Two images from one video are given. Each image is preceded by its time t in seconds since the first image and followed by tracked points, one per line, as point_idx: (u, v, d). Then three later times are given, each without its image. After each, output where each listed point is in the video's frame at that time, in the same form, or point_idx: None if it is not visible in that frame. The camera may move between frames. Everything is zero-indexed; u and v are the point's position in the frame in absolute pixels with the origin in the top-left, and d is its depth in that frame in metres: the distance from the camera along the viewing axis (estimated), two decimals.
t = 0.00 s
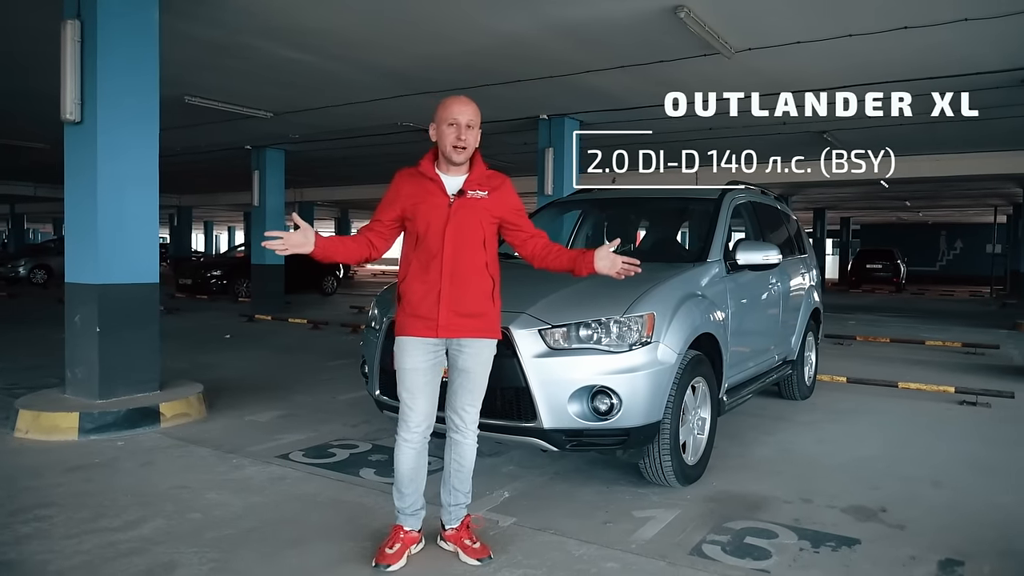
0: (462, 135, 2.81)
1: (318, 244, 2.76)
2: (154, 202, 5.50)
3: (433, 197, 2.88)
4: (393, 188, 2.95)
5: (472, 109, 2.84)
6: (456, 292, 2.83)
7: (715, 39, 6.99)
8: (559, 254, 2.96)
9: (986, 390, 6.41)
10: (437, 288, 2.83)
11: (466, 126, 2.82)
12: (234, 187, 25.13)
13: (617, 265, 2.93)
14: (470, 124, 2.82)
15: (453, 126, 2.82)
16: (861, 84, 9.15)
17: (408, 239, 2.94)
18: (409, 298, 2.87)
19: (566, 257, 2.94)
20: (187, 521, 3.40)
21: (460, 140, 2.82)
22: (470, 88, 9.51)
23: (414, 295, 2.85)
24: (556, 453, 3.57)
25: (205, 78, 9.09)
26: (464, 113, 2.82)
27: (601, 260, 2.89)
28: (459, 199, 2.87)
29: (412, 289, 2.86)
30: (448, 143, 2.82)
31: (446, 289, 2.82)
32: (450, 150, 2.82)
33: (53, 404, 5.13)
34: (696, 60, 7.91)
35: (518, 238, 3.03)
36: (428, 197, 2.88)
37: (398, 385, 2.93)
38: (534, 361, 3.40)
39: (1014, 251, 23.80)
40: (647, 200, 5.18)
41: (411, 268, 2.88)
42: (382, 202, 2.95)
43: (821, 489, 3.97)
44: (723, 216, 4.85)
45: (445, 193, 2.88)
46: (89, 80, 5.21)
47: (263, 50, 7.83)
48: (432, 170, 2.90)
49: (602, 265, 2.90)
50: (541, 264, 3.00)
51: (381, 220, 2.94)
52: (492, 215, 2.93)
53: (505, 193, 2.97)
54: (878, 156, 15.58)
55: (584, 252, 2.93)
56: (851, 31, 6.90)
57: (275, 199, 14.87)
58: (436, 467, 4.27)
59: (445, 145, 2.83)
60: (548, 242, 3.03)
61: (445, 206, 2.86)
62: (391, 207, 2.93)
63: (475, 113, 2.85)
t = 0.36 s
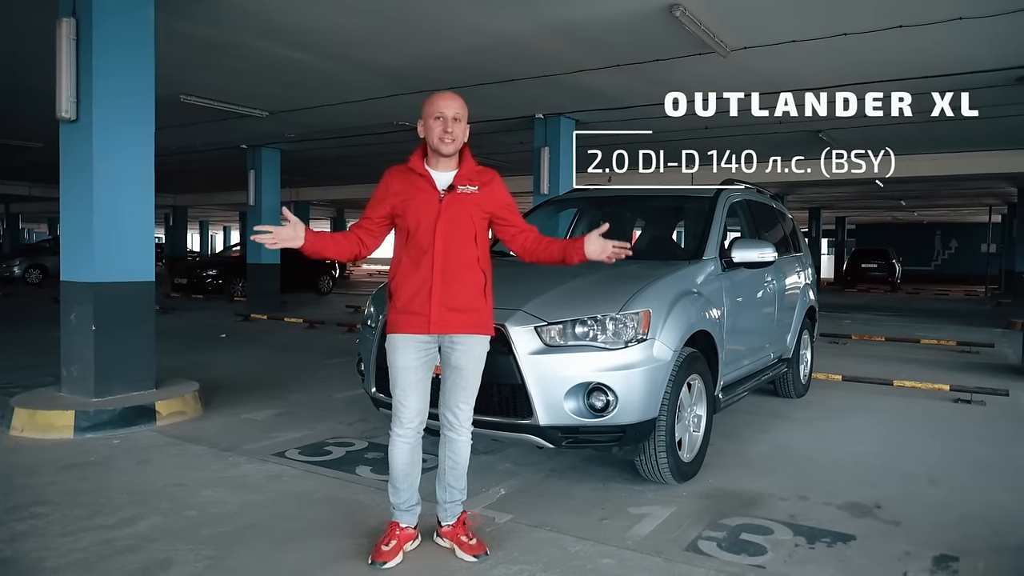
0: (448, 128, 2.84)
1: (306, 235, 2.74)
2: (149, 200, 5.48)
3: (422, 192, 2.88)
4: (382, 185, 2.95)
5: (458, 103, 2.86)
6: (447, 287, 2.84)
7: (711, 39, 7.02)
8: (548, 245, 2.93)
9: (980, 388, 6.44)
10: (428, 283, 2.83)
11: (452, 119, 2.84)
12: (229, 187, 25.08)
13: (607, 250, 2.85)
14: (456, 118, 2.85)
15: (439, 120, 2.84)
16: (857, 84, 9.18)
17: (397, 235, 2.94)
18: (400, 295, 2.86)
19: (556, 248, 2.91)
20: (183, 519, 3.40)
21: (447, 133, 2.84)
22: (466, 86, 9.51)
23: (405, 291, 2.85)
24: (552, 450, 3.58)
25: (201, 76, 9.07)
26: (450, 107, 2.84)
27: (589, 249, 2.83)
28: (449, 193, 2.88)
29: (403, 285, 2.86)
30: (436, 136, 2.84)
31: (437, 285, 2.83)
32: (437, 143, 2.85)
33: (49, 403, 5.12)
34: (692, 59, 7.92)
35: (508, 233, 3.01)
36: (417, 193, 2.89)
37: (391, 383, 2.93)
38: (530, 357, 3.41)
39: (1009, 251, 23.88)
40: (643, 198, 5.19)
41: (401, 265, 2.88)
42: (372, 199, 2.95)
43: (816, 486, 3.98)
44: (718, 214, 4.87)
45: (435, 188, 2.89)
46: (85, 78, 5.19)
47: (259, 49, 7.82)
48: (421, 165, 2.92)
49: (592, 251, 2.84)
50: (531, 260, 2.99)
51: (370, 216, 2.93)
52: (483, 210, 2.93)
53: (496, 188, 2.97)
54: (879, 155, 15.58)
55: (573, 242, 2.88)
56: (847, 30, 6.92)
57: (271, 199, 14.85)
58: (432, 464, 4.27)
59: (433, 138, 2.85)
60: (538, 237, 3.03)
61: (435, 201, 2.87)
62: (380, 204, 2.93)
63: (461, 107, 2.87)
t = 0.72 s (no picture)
0: (434, 128, 2.82)
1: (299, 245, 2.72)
2: (146, 199, 5.47)
3: (412, 191, 2.87)
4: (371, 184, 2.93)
5: (443, 102, 2.84)
6: (439, 288, 2.84)
7: (709, 39, 7.03)
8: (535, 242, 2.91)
9: (977, 387, 6.45)
10: (421, 284, 2.83)
11: (438, 119, 2.83)
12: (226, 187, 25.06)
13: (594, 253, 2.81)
14: (442, 117, 2.83)
15: (425, 120, 2.82)
16: (854, 84, 9.20)
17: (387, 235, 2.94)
18: (392, 296, 2.86)
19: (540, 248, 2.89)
20: (181, 518, 3.40)
21: (433, 133, 2.82)
22: (464, 86, 9.51)
23: (397, 292, 2.85)
24: (551, 449, 3.58)
25: (198, 76, 9.07)
26: (435, 107, 2.82)
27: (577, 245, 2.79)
28: (438, 192, 2.87)
29: (396, 286, 2.86)
30: (423, 137, 2.83)
31: (430, 285, 2.83)
32: (425, 145, 2.84)
33: (46, 403, 5.10)
34: (690, 59, 7.93)
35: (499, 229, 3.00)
36: (407, 192, 2.87)
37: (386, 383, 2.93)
38: (528, 357, 3.41)
39: (1006, 250, 23.92)
40: (639, 198, 5.20)
41: (393, 266, 2.87)
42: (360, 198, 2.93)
43: (814, 484, 3.99)
44: (716, 213, 4.87)
45: (423, 187, 2.88)
46: (83, 77, 5.19)
47: (256, 49, 7.81)
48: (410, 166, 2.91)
49: (577, 252, 2.80)
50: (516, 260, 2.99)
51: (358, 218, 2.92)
52: (473, 208, 2.93)
53: (485, 185, 2.97)
54: (877, 155, 15.59)
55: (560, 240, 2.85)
56: (844, 30, 6.94)
57: (268, 198, 14.85)
58: (429, 463, 4.28)
59: (420, 139, 2.83)
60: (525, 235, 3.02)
61: (425, 200, 2.86)
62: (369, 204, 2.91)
63: (447, 105, 2.85)
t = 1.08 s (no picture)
0: (418, 129, 2.83)
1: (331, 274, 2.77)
2: (146, 199, 5.47)
3: (400, 194, 2.88)
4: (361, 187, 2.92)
5: (427, 101, 2.86)
6: (431, 290, 2.85)
7: (707, 39, 7.04)
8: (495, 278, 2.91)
9: (976, 387, 6.47)
10: (413, 286, 2.83)
11: (422, 119, 2.84)
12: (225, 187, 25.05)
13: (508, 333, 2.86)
14: (426, 117, 2.84)
15: (409, 121, 2.84)
16: (854, 84, 9.21)
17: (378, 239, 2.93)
18: (384, 298, 2.86)
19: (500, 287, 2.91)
20: (182, 518, 3.40)
21: (418, 134, 2.84)
22: (463, 86, 9.51)
23: (390, 294, 2.85)
24: (552, 450, 3.59)
25: (198, 76, 9.07)
26: (418, 108, 2.84)
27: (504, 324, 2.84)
28: (427, 194, 2.88)
29: (387, 289, 2.86)
30: (407, 139, 2.84)
31: (422, 287, 2.83)
32: (411, 145, 2.85)
33: (46, 403, 5.10)
34: (690, 59, 7.94)
35: (479, 232, 2.95)
36: (397, 195, 2.87)
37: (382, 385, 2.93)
38: (528, 357, 3.41)
39: (1003, 250, 23.97)
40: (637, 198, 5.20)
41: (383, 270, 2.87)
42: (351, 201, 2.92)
43: (813, 484, 4.00)
44: (715, 213, 4.88)
45: (412, 189, 2.88)
46: (82, 77, 5.19)
47: (255, 48, 7.81)
48: (397, 169, 2.91)
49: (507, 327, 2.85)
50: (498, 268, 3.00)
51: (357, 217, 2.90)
52: (463, 208, 2.94)
53: (473, 186, 2.97)
54: (875, 156, 15.62)
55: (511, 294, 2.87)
56: (843, 31, 6.96)
57: (266, 198, 14.84)
58: (429, 464, 4.28)
59: (405, 141, 2.85)
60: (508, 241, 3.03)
61: (415, 202, 2.87)
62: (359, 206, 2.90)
63: (430, 105, 2.86)
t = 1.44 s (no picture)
0: (412, 129, 2.83)
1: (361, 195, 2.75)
2: (149, 199, 5.48)
3: (398, 195, 2.87)
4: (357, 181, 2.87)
5: (420, 102, 2.86)
6: (431, 291, 2.86)
7: (709, 39, 7.04)
8: (492, 289, 2.96)
9: (978, 388, 6.47)
10: (412, 287, 2.84)
11: (416, 119, 2.84)
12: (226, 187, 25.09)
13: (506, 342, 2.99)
14: (419, 117, 2.84)
15: (403, 122, 2.84)
16: (855, 85, 9.22)
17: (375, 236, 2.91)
18: (384, 300, 2.86)
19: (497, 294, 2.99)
20: (188, 518, 3.41)
21: (412, 134, 2.83)
22: (465, 87, 9.52)
23: (389, 295, 2.85)
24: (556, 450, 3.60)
25: (200, 76, 9.08)
26: (411, 107, 2.83)
27: (505, 333, 2.96)
28: (425, 195, 2.88)
29: (386, 289, 2.86)
30: (402, 138, 2.84)
31: (422, 288, 2.84)
32: (406, 145, 2.84)
33: (50, 403, 5.11)
34: (691, 59, 7.94)
35: (474, 234, 2.97)
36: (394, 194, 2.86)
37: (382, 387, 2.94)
38: (532, 358, 3.42)
39: (1004, 251, 23.98)
40: (639, 199, 5.21)
41: (384, 269, 2.87)
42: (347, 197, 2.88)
43: (817, 484, 4.01)
44: (718, 215, 4.88)
45: (409, 189, 2.88)
46: (86, 78, 5.19)
47: (257, 49, 7.81)
48: (393, 169, 2.90)
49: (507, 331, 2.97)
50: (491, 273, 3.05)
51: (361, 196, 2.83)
52: (460, 209, 2.95)
53: (469, 188, 2.99)
54: (875, 156, 15.63)
55: (509, 305, 2.96)
56: (845, 31, 6.97)
57: (267, 198, 14.86)
58: (433, 464, 4.29)
59: (400, 140, 2.84)
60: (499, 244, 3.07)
61: (412, 203, 2.87)
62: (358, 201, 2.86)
63: (424, 105, 2.86)
